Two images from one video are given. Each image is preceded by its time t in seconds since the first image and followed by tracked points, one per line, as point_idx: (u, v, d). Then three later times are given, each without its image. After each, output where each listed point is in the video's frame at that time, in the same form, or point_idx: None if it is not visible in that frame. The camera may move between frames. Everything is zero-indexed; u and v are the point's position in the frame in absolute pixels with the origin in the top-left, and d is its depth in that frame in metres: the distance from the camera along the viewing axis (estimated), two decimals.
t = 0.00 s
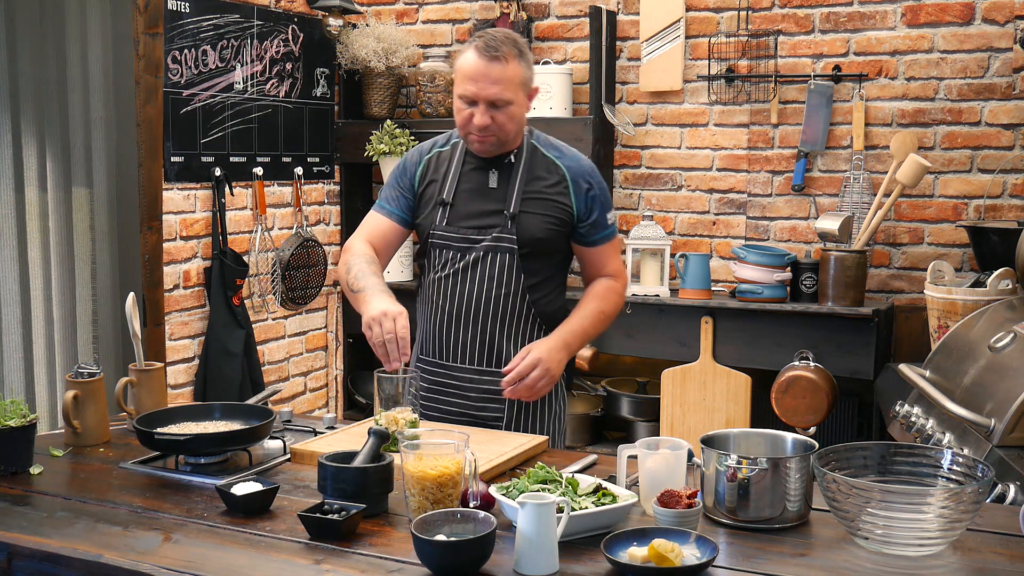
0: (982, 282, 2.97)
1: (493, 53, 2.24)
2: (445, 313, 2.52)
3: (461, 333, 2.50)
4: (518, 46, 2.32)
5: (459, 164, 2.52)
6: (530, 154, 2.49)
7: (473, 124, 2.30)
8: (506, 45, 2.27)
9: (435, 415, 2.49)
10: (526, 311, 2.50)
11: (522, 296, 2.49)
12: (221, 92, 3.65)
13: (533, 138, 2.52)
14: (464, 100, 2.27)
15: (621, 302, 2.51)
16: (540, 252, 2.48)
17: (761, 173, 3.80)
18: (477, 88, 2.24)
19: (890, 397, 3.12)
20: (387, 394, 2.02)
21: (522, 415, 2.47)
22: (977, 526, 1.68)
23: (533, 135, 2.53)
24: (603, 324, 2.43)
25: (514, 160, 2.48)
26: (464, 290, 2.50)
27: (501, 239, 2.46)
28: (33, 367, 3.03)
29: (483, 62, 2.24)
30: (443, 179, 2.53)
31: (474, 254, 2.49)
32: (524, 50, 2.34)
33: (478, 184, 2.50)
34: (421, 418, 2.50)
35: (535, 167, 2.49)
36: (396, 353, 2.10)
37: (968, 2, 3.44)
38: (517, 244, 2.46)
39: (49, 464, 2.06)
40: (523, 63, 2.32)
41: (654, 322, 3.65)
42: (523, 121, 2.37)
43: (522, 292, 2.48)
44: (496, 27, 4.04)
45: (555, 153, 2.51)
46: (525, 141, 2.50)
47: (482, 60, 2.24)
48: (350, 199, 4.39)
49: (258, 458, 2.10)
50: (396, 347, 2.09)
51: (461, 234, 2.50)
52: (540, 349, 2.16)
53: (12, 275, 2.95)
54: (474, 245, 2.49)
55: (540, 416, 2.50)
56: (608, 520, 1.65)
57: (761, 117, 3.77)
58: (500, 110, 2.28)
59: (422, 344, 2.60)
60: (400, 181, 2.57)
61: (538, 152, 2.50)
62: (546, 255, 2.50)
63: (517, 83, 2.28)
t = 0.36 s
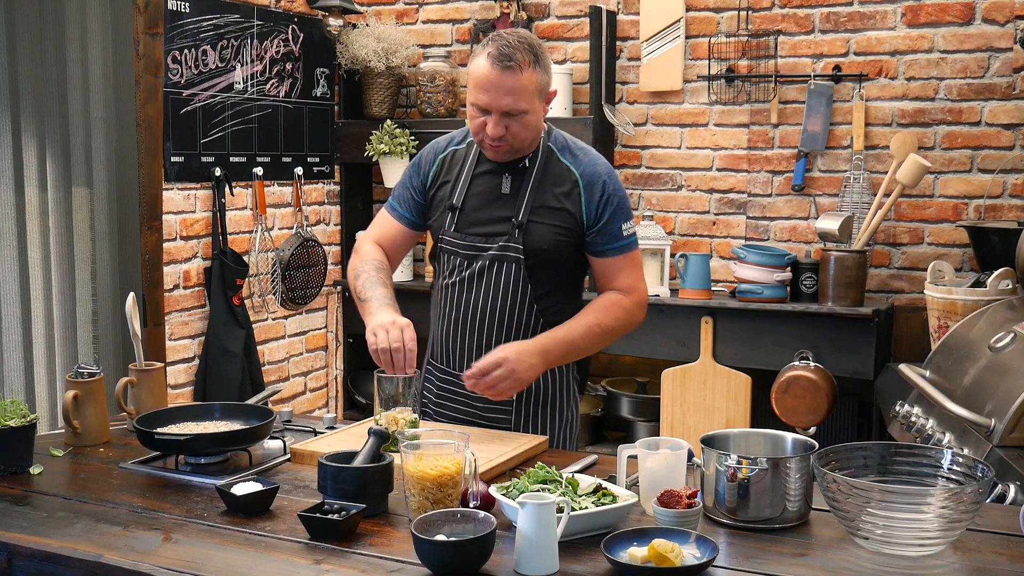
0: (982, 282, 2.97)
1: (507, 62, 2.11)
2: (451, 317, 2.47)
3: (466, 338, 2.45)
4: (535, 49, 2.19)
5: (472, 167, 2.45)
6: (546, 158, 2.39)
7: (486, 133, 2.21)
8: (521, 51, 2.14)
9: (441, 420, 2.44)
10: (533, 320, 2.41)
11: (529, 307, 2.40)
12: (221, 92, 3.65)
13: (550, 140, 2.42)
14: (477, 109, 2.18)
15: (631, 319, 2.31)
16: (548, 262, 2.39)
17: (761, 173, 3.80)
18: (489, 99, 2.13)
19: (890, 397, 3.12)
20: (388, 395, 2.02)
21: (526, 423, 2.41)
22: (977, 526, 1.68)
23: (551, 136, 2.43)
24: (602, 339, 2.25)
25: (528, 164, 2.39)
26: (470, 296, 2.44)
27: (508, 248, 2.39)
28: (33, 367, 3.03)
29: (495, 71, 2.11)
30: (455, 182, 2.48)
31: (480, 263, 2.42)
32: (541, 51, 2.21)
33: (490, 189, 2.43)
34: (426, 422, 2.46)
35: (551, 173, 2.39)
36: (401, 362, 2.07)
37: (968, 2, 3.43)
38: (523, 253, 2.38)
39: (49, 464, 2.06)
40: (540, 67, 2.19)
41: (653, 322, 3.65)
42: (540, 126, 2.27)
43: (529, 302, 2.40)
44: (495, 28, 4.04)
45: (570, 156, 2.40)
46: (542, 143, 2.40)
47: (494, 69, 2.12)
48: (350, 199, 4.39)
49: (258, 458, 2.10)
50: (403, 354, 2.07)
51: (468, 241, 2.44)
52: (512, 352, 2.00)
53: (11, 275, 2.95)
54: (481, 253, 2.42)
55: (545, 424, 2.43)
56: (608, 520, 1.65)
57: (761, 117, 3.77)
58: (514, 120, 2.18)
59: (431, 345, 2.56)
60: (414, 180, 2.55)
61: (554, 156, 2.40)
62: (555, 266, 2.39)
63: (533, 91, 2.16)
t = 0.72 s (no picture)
0: (982, 282, 2.97)
1: (499, 77, 2.03)
2: (459, 322, 2.45)
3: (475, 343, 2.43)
4: (531, 59, 2.09)
5: (478, 174, 2.41)
6: (549, 164, 2.31)
7: (482, 147, 2.14)
8: (515, 63, 2.05)
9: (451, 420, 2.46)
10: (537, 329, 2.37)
11: (532, 317, 2.36)
12: (221, 92, 3.65)
13: (556, 143, 2.34)
14: (471, 124, 2.11)
15: (613, 336, 2.22)
16: (548, 272, 2.33)
17: (762, 173, 3.80)
18: (481, 116, 2.06)
19: (890, 397, 3.12)
20: (388, 395, 2.02)
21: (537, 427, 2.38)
22: (978, 526, 1.68)
23: (557, 138, 2.35)
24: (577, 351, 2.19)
25: (531, 172, 2.32)
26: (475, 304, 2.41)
27: (508, 258, 2.34)
28: (33, 367, 3.03)
29: (486, 86, 2.04)
30: (461, 188, 2.44)
31: (483, 272, 2.39)
32: (538, 60, 2.11)
33: (493, 196, 2.38)
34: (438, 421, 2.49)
35: (553, 181, 2.31)
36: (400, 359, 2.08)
37: (968, 2, 3.43)
38: (523, 265, 2.33)
39: (49, 464, 2.06)
40: (534, 78, 2.10)
41: (653, 322, 3.65)
42: (540, 136, 2.19)
43: (532, 312, 2.36)
44: (495, 28, 4.04)
45: (575, 160, 2.32)
46: (547, 147, 2.31)
47: (486, 85, 2.04)
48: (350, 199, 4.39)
49: (258, 458, 2.10)
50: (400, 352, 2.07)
51: (472, 249, 2.41)
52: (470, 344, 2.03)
53: (11, 275, 2.95)
54: (483, 263, 2.39)
55: (556, 429, 2.40)
56: (608, 520, 1.65)
57: (761, 117, 3.77)
58: (509, 135, 2.11)
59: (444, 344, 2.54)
60: (423, 182, 2.54)
61: (557, 160, 2.31)
62: (557, 276, 2.33)
63: (528, 105, 2.08)
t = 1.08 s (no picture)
0: (982, 282, 2.97)
1: (481, 96, 2.00)
2: (466, 327, 2.47)
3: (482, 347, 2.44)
4: (516, 73, 2.05)
5: (477, 180, 2.40)
6: (543, 173, 2.28)
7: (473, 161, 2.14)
8: (497, 80, 2.01)
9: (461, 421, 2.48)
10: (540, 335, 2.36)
11: (532, 325, 2.36)
12: (221, 92, 3.65)
13: (550, 150, 2.30)
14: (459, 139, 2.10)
15: (603, 348, 2.20)
16: (545, 281, 2.32)
17: (761, 173, 3.80)
18: (467, 134, 2.05)
19: (889, 397, 3.12)
20: (388, 395, 2.02)
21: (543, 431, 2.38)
22: (978, 526, 1.68)
23: (552, 145, 2.31)
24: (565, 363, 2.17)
25: (526, 180, 2.29)
26: (478, 311, 2.42)
27: (505, 267, 2.35)
28: (33, 367, 3.03)
29: (468, 105, 2.02)
30: (461, 194, 2.44)
31: (483, 279, 2.40)
32: (523, 73, 2.06)
33: (491, 204, 2.37)
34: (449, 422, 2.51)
35: (547, 189, 2.28)
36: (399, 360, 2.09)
37: (968, 2, 3.43)
38: (520, 274, 2.33)
39: (49, 464, 2.06)
40: (520, 93, 2.06)
41: (653, 322, 3.65)
42: (530, 145, 2.17)
43: (531, 320, 2.36)
44: (496, 28, 4.04)
45: (569, 168, 2.28)
46: (540, 155, 2.28)
47: (468, 103, 2.02)
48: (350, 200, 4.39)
49: (258, 457, 2.10)
50: (398, 354, 2.09)
51: (472, 256, 2.42)
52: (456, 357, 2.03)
53: (11, 274, 2.95)
54: (483, 270, 2.40)
55: (563, 432, 2.39)
56: (608, 520, 1.65)
57: (761, 117, 3.77)
58: (497, 149, 2.09)
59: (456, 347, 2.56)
60: (428, 186, 2.54)
61: (551, 169, 2.28)
62: (553, 285, 2.32)
63: (513, 120, 2.05)
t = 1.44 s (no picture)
0: (982, 282, 2.97)
1: (469, 97, 2.01)
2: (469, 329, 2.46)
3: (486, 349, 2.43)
4: (505, 74, 2.05)
5: (476, 183, 2.40)
6: (541, 173, 2.29)
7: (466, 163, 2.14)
8: (485, 82, 2.02)
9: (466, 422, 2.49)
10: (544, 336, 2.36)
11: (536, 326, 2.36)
12: (221, 92, 3.65)
13: (548, 150, 2.31)
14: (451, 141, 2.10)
15: (603, 342, 2.19)
16: (548, 281, 2.32)
17: (762, 173, 3.80)
18: (457, 135, 2.05)
19: (889, 397, 3.12)
20: (388, 395, 2.02)
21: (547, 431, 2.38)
22: (978, 525, 1.68)
23: (549, 145, 2.32)
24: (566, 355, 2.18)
25: (524, 182, 2.30)
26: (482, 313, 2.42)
27: (508, 269, 2.35)
28: (33, 367, 3.03)
29: (457, 108, 2.02)
30: (461, 198, 2.44)
31: (485, 282, 2.40)
32: (511, 74, 2.06)
33: (491, 206, 2.37)
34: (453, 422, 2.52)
35: (546, 189, 2.28)
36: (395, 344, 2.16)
37: (968, 2, 3.43)
38: (524, 275, 2.33)
39: (49, 464, 2.06)
40: (509, 94, 2.06)
41: (653, 322, 3.65)
42: (523, 147, 2.16)
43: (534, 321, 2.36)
44: (496, 28, 4.04)
45: (567, 166, 2.28)
46: (537, 156, 2.29)
47: (457, 106, 2.02)
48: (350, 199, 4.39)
49: (258, 457, 2.10)
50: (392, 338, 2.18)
51: (473, 259, 2.42)
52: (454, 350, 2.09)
53: (11, 274, 2.95)
54: (485, 273, 2.40)
55: (568, 432, 2.39)
56: (608, 520, 1.65)
57: (761, 117, 3.77)
58: (488, 151, 2.09)
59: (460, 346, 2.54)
60: (428, 191, 2.54)
61: (550, 168, 2.29)
62: (557, 283, 2.33)
63: (503, 121, 2.05)
